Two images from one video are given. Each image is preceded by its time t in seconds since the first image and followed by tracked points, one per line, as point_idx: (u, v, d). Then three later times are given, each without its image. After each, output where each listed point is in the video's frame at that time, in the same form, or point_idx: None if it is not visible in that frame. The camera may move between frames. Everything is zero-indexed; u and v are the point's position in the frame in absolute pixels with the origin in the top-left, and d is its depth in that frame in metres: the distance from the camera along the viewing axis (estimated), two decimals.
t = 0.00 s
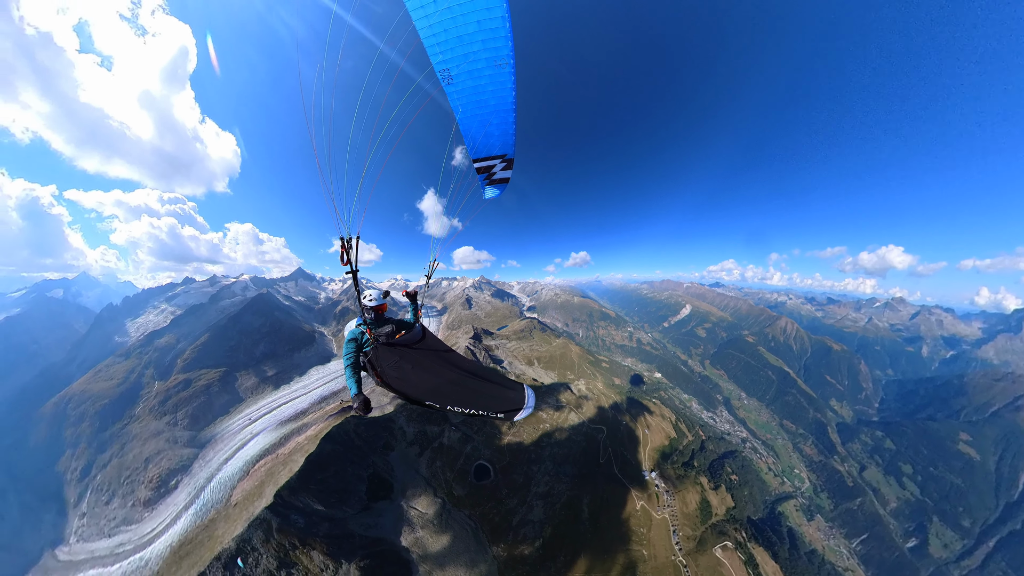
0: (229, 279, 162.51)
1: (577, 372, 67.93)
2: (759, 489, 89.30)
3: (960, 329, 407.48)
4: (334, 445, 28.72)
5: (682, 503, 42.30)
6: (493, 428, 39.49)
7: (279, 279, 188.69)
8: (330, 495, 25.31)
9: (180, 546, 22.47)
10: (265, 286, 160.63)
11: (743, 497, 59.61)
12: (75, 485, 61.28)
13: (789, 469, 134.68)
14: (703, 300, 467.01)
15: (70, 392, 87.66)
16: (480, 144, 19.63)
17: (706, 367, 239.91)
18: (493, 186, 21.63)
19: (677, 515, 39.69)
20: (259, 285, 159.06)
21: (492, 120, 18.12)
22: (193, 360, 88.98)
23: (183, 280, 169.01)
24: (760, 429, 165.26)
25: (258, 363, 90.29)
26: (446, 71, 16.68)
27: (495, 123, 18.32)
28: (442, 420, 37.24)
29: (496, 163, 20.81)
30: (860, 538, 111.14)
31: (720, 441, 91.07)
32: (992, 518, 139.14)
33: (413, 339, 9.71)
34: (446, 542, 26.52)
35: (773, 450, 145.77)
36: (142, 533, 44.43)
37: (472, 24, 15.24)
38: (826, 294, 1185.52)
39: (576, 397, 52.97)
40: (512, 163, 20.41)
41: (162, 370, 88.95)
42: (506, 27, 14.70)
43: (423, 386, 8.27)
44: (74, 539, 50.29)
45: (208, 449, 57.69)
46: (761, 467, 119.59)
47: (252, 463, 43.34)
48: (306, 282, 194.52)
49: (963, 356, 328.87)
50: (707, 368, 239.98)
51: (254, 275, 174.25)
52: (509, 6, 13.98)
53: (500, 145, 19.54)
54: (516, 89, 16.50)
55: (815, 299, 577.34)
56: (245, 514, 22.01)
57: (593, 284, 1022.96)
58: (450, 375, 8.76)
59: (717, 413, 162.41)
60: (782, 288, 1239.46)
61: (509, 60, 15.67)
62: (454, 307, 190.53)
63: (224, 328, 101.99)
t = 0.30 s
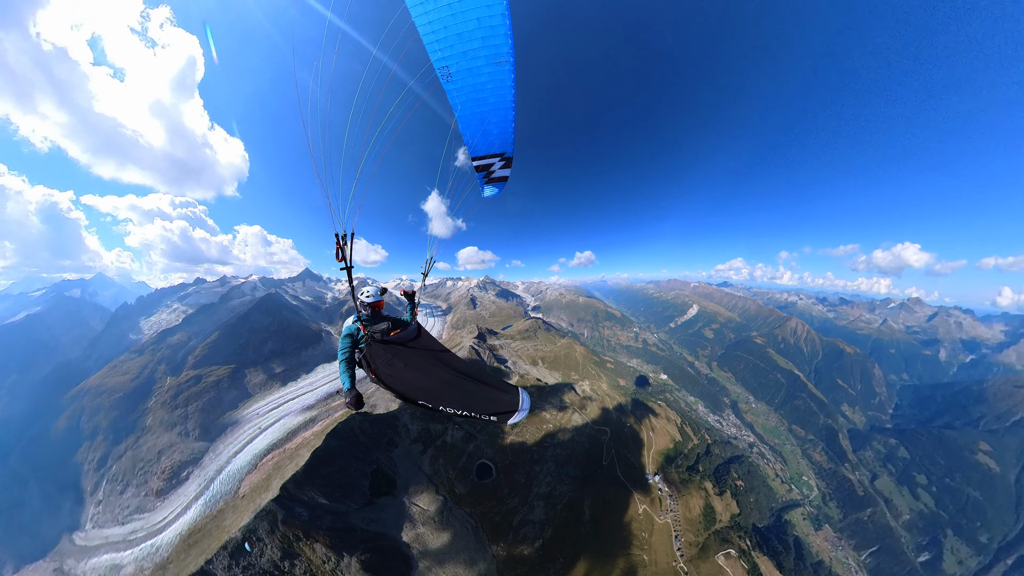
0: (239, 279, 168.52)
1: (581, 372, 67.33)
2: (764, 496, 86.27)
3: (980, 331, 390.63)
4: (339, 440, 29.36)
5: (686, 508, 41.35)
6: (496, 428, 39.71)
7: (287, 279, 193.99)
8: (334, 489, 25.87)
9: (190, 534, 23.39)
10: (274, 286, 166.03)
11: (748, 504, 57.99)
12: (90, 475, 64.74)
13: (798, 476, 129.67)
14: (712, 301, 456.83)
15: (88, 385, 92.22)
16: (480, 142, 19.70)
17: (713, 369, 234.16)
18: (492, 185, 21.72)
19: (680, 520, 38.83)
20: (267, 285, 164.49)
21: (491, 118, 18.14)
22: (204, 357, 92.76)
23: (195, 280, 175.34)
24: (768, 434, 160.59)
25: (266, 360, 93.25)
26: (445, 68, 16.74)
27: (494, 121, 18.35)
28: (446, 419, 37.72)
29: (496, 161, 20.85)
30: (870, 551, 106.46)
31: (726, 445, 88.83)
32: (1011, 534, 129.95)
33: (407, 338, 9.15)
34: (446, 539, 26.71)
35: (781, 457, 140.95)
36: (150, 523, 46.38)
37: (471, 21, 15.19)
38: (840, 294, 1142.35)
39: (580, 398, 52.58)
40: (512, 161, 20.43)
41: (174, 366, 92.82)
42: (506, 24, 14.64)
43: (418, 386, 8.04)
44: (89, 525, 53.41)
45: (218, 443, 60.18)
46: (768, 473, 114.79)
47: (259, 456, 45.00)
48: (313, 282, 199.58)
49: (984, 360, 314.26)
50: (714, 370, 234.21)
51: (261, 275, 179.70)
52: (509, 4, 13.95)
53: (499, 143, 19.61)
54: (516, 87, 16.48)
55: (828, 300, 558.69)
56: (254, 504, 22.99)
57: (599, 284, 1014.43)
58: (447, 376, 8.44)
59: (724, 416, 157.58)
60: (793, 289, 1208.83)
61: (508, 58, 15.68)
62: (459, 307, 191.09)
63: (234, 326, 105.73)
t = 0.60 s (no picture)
0: (251, 282, 175.44)
1: (586, 372, 66.69)
2: (772, 503, 83.44)
3: (1003, 334, 374.00)
4: (345, 436, 30.09)
5: (690, 513, 40.57)
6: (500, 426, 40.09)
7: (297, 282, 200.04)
8: (339, 484, 26.66)
9: (199, 523, 24.50)
10: (284, 289, 172.36)
11: (754, 511, 56.55)
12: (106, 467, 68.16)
13: (806, 484, 124.72)
14: (721, 301, 445.85)
15: (108, 381, 96.71)
16: (476, 140, 19.70)
17: (721, 371, 228.10)
18: (489, 184, 21.75)
19: (684, 525, 38.18)
20: (278, 288, 170.96)
21: (488, 115, 18.19)
22: (218, 356, 97.04)
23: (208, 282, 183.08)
24: (776, 438, 155.31)
25: (277, 360, 96.80)
26: (440, 64, 16.56)
27: (491, 118, 18.42)
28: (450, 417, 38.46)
29: (492, 159, 20.94)
30: (880, 565, 101.55)
31: (733, 448, 86.72)
32: None
33: (397, 350, 8.37)
34: (447, 537, 27.11)
35: (790, 463, 135.83)
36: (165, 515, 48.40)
37: (467, 16, 15.12)
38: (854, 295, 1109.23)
39: (585, 398, 52.11)
40: (508, 160, 20.57)
41: (190, 365, 97.07)
42: (503, 19, 14.71)
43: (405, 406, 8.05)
44: (106, 512, 56.91)
45: (226, 438, 62.02)
46: (775, 479, 109.73)
47: (268, 451, 47.04)
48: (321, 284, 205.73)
49: (1006, 365, 300.70)
50: (722, 371, 228.18)
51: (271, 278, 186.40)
52: None
53: (496, 141, 19.70)
54: (513, 83, 16.61)
55: (842, 301, 540.14)
56: (262, 497, 23.95)
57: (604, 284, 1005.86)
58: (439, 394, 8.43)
59: (731, 420, 152.84)
60: (805, 290, 1179.66)
61: (505, 54, 15.80)
62: (465, 307, 191.48)
63: (246, 327, 110.13)
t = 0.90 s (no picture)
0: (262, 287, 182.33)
1: (592, 371, 65.97)
2: (779, 510, 80.78)
3: None
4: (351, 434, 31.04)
5: (694, 517, 39.81)
6: (504, 425, 40.55)
7: (306, 286, 206.37)
8: (345, 481, 27.46)
9: (210, 518, 24.92)
10: (294, 292, 178.17)
11: (761, 517, 55.15)
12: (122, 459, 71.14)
13: (815, 490, 119.65)
14: (730, 300, 434.03)
15: (129, 384, 100.09)
16: (469, 139, 19.01)
17: (729, 371, 221.50)
18: (484, 183, 21.30)
19: (688, 529, 37.50)
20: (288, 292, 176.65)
21: (481, 113, 17.48)
22: (232, 357, 101.20)
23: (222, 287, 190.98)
24: (785, 442, 149.35)
25: (288, 362, 100.47)
26: (429, 60, 15.69)
27: (484, 115, 17.63)
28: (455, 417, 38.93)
29: (486, 158, 20.36)
30: None
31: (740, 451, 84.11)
32: None
33: (366, 381, 7.15)
34: (449, 534, 27.48)
35: (799, 468, 129.79)
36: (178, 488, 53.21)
37: (456, 9, 14.16)
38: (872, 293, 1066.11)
39: (591, 398, 51.70)
40: (502, 159, 19.95)
41: (205, 367, 100.95)
42: (493, 11, 13.64)
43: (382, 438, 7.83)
44: (120, 479, 63.39)
45: (240, 426, 67.64)
46: (782, 484, 105.15)
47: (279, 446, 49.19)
48: (330, 288, 211.69)
49: None
50: (730, 372, 221.42)
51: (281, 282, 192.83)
52: None
53: (489, 140, 19.05)
54: (505, 82, 15.78)
55: (856, 300, 519.85)
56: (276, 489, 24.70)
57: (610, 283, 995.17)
58: (418, 429, 7.95)
59: (738, 422, 148.11)
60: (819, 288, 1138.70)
61: (496, 49, 14.80)
62: (471, 307, 192.30)
63: (258, 330, 114.48)
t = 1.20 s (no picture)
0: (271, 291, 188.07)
1: (597, 371, 65.45)
2: (785, 516, 78.80)
3: None
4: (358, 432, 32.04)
5: (699, 521, 39.27)
6: (508, 424, 40.70)
7: (314, 288, 211.25)
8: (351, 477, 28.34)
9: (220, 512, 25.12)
10: (302, 295, 182.58)
11: (766, 522, 54.30)
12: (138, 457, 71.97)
13: (824, 497, 115.08)
14: (737, 300, 424.01)
15: (145, 386, 102.06)
16: (463, 138, 18.36)
17: (736, 372, 215.65)
18: (478, 184, 20.82)
19: (692, 533, 37.05)
20: (296, 295, 181.12)
21: (473, 113, 16.95)
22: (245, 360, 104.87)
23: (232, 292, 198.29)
24: (793, 446, 144.11)
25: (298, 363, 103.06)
26: (420, 59, 15.03)
27: (476, 114, 17.07)
28: (460, 415, 39.37)
29: (480, 158, 19.68)
30: None
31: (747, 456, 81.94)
32: None
33: (330, 404, 7.27)
34: (452, 531, 27.92)
35: (806, 473, 125.10)
36: (190, 486, 52.93)
37: (446, 3, 13.37)
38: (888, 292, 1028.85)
39: (595, 397, 51.36)
40: (497, 158, 19.29)
41: (218, 369, 103.24)
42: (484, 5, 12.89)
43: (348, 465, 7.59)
44: (139, 476, 63.77)
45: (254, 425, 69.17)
46: (790, 490, 101.48)
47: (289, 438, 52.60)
48: (337, 290, 216.52)
49: None
50: (737, 372, 215.47)
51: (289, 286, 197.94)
52: None
53: (482, 139, 18.46)
54: (498, 80, 15.17)
55: (868, 300, 502.18)
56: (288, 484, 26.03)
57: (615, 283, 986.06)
58: (385, 453, 7.75)
59: (744, 424, 143.92)
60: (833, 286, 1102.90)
61: (488, 45, 14.10)
62: (476, 306, 193.37)
63: (268, 332, 117.81)
